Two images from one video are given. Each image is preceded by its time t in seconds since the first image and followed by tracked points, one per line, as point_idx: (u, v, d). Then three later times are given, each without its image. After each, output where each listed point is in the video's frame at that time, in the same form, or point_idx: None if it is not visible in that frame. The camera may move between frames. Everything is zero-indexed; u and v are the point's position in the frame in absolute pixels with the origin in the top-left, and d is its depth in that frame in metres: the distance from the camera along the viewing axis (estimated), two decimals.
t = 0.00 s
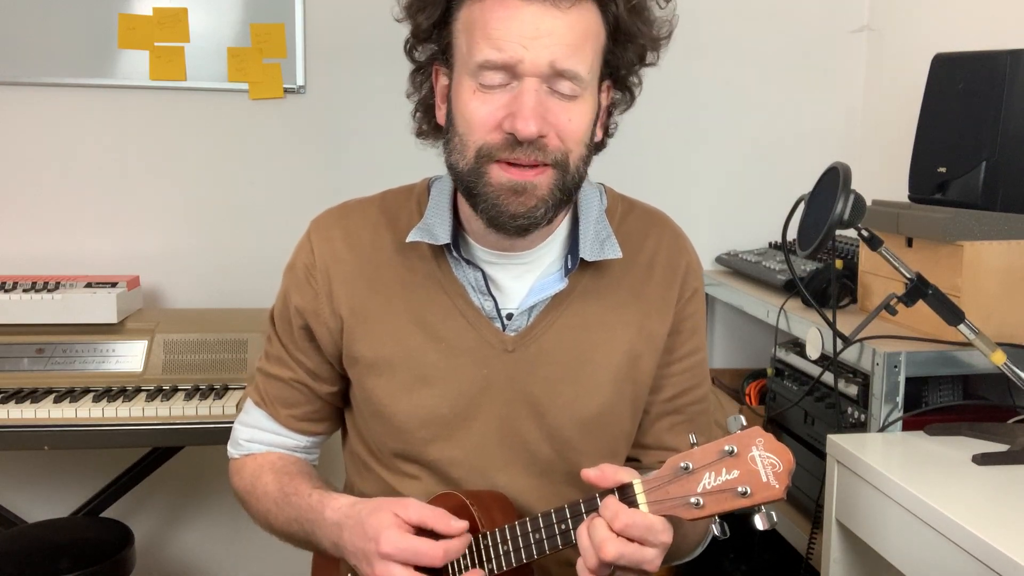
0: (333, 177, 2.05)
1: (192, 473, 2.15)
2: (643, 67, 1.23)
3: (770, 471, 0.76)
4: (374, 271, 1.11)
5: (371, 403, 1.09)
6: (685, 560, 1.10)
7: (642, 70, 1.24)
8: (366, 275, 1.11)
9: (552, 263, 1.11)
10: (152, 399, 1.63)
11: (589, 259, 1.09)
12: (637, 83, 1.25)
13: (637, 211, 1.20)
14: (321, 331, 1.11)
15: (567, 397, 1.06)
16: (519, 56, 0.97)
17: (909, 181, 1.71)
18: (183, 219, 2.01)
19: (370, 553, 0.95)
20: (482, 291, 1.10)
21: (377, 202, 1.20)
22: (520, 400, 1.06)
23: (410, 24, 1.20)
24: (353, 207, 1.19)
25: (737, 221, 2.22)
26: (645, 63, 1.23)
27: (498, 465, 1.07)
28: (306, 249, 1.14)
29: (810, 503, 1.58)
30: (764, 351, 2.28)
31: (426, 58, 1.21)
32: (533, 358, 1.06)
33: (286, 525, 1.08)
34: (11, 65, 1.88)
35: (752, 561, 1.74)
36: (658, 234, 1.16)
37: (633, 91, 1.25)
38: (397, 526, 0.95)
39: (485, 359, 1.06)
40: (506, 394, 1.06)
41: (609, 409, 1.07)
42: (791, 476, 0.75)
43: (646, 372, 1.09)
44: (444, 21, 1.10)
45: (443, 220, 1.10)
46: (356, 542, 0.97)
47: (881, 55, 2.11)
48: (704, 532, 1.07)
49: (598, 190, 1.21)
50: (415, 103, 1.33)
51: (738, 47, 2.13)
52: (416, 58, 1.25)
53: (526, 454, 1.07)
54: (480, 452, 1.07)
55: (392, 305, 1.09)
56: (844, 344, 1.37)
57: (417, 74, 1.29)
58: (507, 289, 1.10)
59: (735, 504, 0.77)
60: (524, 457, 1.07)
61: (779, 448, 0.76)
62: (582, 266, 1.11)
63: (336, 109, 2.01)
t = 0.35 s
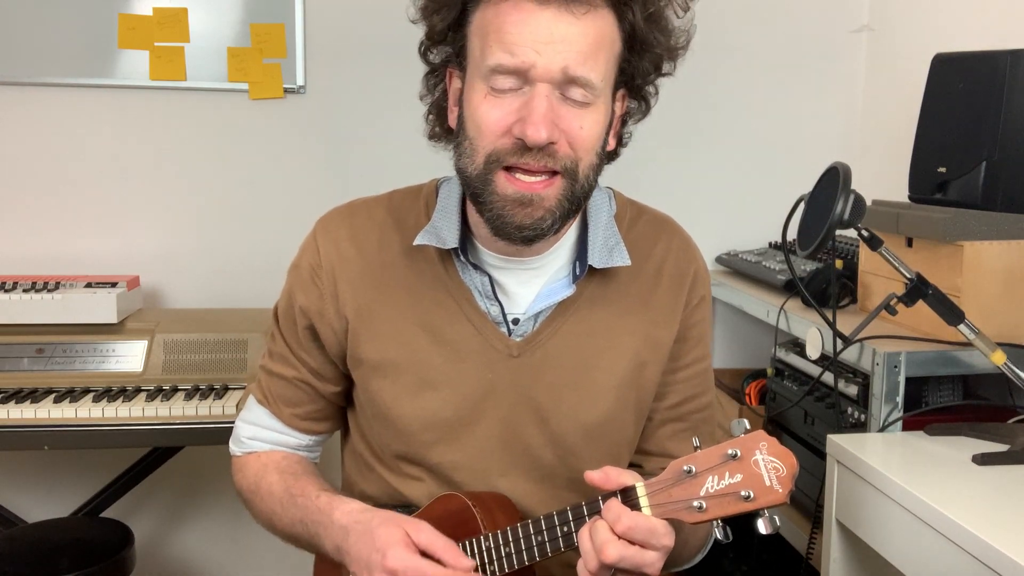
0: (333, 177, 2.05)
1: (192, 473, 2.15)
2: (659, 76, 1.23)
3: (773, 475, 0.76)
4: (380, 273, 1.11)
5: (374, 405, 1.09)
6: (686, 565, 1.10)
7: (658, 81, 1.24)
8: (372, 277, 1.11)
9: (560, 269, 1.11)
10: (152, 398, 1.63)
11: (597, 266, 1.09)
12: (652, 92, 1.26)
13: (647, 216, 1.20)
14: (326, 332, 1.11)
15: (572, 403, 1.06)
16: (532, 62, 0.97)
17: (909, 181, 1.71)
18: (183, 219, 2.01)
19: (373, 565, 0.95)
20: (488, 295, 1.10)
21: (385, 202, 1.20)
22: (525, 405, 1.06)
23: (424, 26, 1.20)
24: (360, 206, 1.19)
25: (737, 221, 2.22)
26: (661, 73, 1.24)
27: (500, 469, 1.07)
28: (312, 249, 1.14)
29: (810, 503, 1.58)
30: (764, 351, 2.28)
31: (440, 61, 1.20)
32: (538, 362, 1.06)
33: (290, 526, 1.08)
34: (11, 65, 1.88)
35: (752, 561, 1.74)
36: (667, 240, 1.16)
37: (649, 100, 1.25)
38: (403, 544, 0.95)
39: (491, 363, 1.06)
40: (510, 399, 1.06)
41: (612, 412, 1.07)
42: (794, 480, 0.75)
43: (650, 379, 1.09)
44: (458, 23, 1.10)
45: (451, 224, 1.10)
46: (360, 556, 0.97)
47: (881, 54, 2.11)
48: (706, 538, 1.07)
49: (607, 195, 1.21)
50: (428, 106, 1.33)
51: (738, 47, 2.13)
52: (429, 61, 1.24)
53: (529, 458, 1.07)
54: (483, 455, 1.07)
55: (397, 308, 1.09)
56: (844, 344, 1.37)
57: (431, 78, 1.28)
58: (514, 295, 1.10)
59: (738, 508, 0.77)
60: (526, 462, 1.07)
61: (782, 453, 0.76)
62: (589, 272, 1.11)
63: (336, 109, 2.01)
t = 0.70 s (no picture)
0: (333, 177, 2.05)
1: (193, 473, 2.15)
2: (672, 81, 1.23)
3: (777, 478, 0.76)
4: (387, 271, 1.11)
5: (379, 403, 1.09)
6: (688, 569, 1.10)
7: (672, 85, 1.24)
8: (380, 275, 1.11)
9: (567, 270, 1.11)
10: (152, 399, 1.63)
11: (605, 267, 1.09)
12: (665, 96, 1.25)
13: (655, 219, 1.20)
14: (332, 330, 1.11)
15: (577, 404, 1.06)
16: (533, 64, 0.97)
17: (909, 181, 1.71)
18: (182, 219, 2.01)
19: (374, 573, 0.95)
20: (496, 296, 1.09)
21: (393, 200, 1.20)
22: (531, 405, 1.06)
23: (437, 25, 1.20)
24: (368, 204, 1.19)
25: (737, 221, 2.22)
26: (674, 79, 1.23)
27: (505, 469, 1.07)
28: (319, 245, 1.14)
29: (811, 503, 1.58)
30: (764, 351, 2.28)
31: (454, 60, 1.20)
32: (545, 363, 1.06)
33: (293, 527, 1.08)
34: (11, 65, 1.88)
35: (752, 561, 1.75)
36: (674, 242, 1.16)
37: (662, 105, 1.24)
38: (403, 553, 0.95)
39: (497, 364, 1.06)
40: (516, 399, 1.06)
41: (617, 413, 1.07)
42: (798, 483, 0.75)
43: (656, 381, 1.09)
44: (468, 23, 1.11)
45: (459, 223, 1.10)
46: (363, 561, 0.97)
47: (880, 54, 2.11)
48: (708, 541, 1.07)
49: (616, 196, 1.20)
50: (442, 107, 1.33)
51: (738, 47, 2.13)
52: (443, 60, 1.24)
53: (533, 459, 1.07)
54: (487, 455, 1.07)
55: (404, 306, 1.09)
56: (844, 344, 1.37)
57: (445, 79, 1.28)
58: (521, 295, 1.10)
59: (742, 511, 0.77)
60: (530, 462, 1.07)
61: (785, 456, 0.76)
62: (597, 273, 1.11)
63: (336, 109, 2.01)
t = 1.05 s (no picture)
0: (333, 177, 2.05)
1: (193, 473, 2.15)
2: (671, 80, 1.23)
3: (776, 474, 0.76)
4: (388, 270, 1.11)
5: (379, 402, 1.09)
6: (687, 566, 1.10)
7: (670, 83, 1.24)
8: (380, 274, 1.11)
9: (566, 269, 1.11)
10: (152, 399, 1.63)
11: (604, 267, 1.09)
12: (663, 94, 1.25)
13: (653, 219, 1.20)
14: (333, 328, 1.11)
15: (576, 403, 1.06)
16: (537, 68, 0.97)
17: (909, 180, 1.71)
18: (182, 218, 2.01)
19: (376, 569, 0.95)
20: (496, 294, 1.10)
21: (394, 200, 1.20)
22: (531, 404, 1.06)
23: (437, 26, 1.19)
24: (369, 203, 1.19)
25: (737, 222, 2.22)
26: (672, 77, 1.23)
27: (504, 468, 1.07)
28: (320, 244, 1.14)
29: (811, 503, 1.58)
30: (764, 351, 2.28)
31: (453, 60, 1.20)
32: (544, 362, 1.06)
33: (294, 525, 1.08)
34: (11, 65, 1.87)
35: (752, 560, 1.75)
36: (673, 242, 1.16)
37: (660, 102, 1.25)
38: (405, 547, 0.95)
39: (497, 362, 1.06)
40: (516, 398, 1.06)
41: (616, 412, 1.07)
42: (798, 479, 0.75)
43: (654, 380, 1.09)
44: (468, 28, 1.10)
45: (460, 223, 1.10)
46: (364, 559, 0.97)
47: (881, 54, 2.11)
48: (707, 538, 1.07)
49: (615, 195, 1.20)
50: (442, 108, 1.33)
51: (738, 47, 2.13)
52: (443, 61, 1.24)
53: (532, 458, 1.07)
54: (487, 454, 1.07)
55: (405, 306, 1.09)
56: (844, 344, 1.37)
57: (445, 79, 1.28)
58: (521, 294, 1.10)
59: (742, 507, 0.77)
60: (529, 462, 1.07)
61: (785, 451, 0.76)
62: (595, 273, 1.11)
63: (336, 109, 2.01)
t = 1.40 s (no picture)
0: (333, 177, 2.05)
1: (193, 473, 2.15)
2: (665, 74, 1.23)
3: (774, 469, 0.75)
4: (386, 267, 1.11)
5: (378, 398, 1.09)
6: (684, 561, 1.10)
7: (662, 78, 1.24)
8: (377, 271, 1.11)
9: (562, 263, 1.11)
10: (152, 399, 1.63)
11: (599, 259, 1.09)
12: (656, 89, 1.25)
13: (648, 213, 1.20)
14: (331, 325, 1.11)
15: (574, 398, 1.06)
16: (556, 66, 0.96)
17: (909, 180, 1.71)
18: (182, 218, 2.01)
19: (377, 547, 0.96)
20: (492, 290, 1.10)
21: (390, 198, 1.20)
22: (528, 400, 1.06)
23: (435, 23, 1.19)
24: (366, 201, 1.19)
25: (737, 222, 2.22)
26: (667, 72, 1.23)
27: (503, 464, 1.07)
28: (317, 243, 1.14)
29: (810, 503, 1.58)
30: (764, 351, 2.28)
31: (450, 57, 1.20)
32: (541, 357, 1.06)
33: (293, 519, 1.08)
34: (11, 65, 1.88)
35: (752, 560, 1.74)
36: (667, 236, 1.17)
37: (652, 96, 1.25)
38: (401, 518, 0.95)
39: (494, 357, 1.06)
40: (514, 393, 1.06)
41: (614, 409, 1.07)
42: (795, 474, 0.74)
43: (652, 373, 1.09)
44: (474, 24, 1.09)
45: (456, 219, 1.10)
46: (363, 537, 0.97)
47: (881, 54, 2.11)
48: (704, 534, 1.07)
49: (610, 190, 1.21)
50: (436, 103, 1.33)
51: (738, 47, 2.13)
52: (439, 57, 1.24)
53: (530, 454, 1.07)
54: (485, 450, 1.06)
55: (403, 302, 1.09)
56: (844, 344, 1.37)
57: (439, 74, 1.28)
58: (517, 289, 1.10)
59: (739, 502, 0.76)
60: (528, 457, 1.07)
61: (783, 447, 0.75)
62: (594, 271, 1.11)
63: (336, 110, 2.01)
